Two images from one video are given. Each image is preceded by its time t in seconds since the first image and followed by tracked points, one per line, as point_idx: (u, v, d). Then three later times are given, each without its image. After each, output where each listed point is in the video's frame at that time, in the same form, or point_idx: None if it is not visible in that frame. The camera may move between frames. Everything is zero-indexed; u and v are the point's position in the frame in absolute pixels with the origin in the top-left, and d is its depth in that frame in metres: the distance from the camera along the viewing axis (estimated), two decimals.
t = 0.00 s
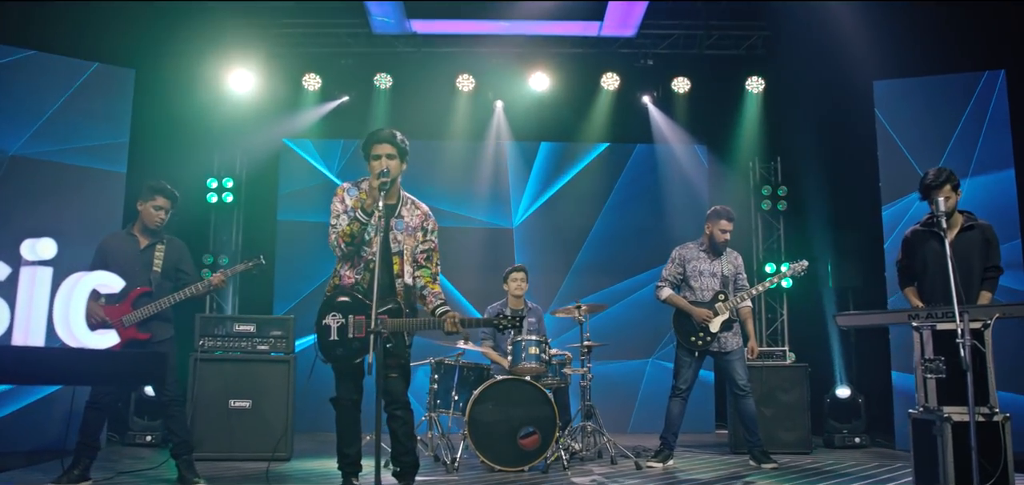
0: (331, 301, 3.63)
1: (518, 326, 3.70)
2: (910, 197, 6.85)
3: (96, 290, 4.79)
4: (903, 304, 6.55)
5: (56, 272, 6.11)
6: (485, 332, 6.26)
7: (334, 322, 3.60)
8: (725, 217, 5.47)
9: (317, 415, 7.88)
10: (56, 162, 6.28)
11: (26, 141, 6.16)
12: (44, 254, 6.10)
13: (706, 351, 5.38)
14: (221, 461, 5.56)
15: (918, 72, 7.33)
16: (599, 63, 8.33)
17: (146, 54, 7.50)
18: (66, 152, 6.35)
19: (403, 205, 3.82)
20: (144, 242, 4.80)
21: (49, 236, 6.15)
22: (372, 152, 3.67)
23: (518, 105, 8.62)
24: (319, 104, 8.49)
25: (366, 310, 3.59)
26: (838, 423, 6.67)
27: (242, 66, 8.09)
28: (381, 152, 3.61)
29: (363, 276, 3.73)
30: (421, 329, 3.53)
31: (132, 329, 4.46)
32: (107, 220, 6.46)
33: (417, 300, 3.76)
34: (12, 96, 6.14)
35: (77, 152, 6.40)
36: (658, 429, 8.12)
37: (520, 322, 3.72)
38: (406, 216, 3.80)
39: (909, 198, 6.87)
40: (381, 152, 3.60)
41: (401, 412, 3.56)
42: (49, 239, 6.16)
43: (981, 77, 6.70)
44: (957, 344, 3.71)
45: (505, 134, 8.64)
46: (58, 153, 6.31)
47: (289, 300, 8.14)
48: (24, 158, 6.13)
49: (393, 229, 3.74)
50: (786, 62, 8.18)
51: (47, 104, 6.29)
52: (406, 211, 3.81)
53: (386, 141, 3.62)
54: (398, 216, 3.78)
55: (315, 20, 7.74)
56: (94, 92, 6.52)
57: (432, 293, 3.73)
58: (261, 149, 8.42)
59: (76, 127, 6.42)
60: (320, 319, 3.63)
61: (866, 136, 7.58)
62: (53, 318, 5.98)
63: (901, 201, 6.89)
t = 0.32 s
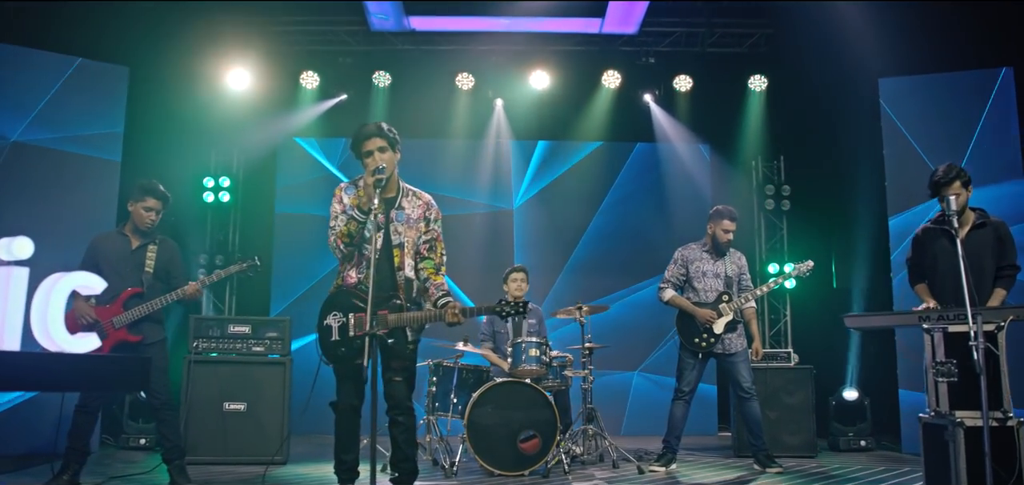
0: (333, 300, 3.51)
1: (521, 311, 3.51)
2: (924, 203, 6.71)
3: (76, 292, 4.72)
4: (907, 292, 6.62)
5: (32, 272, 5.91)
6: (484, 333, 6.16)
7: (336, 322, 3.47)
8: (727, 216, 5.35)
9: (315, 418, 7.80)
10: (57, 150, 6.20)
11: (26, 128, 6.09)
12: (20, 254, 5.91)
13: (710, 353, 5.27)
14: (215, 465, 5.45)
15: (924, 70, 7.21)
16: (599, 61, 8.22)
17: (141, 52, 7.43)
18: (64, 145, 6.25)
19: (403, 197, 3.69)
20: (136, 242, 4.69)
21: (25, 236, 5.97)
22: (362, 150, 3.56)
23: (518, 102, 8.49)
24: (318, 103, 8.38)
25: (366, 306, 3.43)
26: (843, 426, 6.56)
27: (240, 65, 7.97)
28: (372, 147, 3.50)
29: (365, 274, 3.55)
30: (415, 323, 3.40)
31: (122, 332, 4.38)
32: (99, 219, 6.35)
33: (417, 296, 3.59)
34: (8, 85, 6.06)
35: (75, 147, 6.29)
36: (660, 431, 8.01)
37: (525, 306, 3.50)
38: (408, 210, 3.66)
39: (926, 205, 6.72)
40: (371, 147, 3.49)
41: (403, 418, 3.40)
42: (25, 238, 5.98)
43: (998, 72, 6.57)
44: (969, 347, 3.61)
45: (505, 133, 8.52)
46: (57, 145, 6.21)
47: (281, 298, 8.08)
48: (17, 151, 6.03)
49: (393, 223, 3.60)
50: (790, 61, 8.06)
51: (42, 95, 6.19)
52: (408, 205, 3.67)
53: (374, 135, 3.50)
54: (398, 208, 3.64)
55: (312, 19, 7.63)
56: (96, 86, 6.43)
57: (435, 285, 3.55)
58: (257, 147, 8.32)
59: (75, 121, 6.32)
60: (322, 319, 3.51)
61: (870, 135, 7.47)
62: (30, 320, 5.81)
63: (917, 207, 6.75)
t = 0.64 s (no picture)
0: (335, 294, 3.34)
1: (537, 312, 3.41)
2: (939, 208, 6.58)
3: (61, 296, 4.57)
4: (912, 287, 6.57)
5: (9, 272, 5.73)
6: (484, 333, 6.06)
7: (338, 319, 3.29)
8: (734, 215, 5.24)
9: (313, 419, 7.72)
10: (54, 141, 6.09)
11: (24, 113, 5.97)
12: None
13: (714, 354, 5.16)
14: (209, 468, 5.35)
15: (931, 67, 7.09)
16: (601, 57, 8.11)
17: (134, 49, 7.33)
18: (59, 138, 6.12)
19: (407, 189, 3.52)
20: (127, 242, 4.60)
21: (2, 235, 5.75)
22: (358, 144, 3.43)
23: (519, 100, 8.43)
24: (317, 100, 8.27)
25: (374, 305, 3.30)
26: (849, 428, 6.46)
27: (238, 63, 7.85)
28: (368, 142, 3.38)
29: (373, 271, 3.39)
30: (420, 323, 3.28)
31: (113, 331, 4.29)
32: (90, 218, 6.22)
33: (426, 292, 3.45)
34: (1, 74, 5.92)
35: (70, 142, 6.17)
36: (663, 433, 7.94)
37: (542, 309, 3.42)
38: (414, 203, 3.49)
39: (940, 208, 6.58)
40: (368, 141, 3.37)
41: (406, 424, 3.24)
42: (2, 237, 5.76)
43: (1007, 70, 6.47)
44: (983, 349, 3.51)
45: (505, 130, 8.44)
46: (54, 136, 6.11)
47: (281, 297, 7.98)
48: (11, 141, 5.88)
49: (398, 217, 3.44)
50: (794, 58, 7.94)
51: (35, 87, 6.05)
52: (413, 198, 3.50)
53: (370, 129, 3.37)
54: (402, 200, 3.48)
55: (309, 15, 7.52)
56: (95, 83, 6.35)
57: (445, 282, 3.42)
58: (254, 143, 8.24)
59: (71, 117, 6.21)
60: (322, 312, 3.32)
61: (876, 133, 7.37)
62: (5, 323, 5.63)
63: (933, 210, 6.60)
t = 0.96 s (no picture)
0: (337, 292, 3.22)
1: (551, 306, 3.30)
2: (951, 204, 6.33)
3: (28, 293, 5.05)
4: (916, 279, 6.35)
5: None
6: (483, 330, 6.00)
7: (341, 315, 3.18)
8: (739, 211, 5.14)
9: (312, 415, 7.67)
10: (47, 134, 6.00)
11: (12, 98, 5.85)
12: None
13: (717, 352, 5.06)
14: (204, 469, 5.26)
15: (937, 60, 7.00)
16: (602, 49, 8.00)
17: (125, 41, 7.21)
18: (49, 129, 6.02)
19: (405, 181, 3.40)
20: (116, 238, 4.48)
21: None
22: (353, 140, 3.33)
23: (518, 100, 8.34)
24: (315, 93, 8.17)
25: (378, 299, 3.17)
26: (854, 426, 6.37)
27: (232, 58, 7.77)
28: (364, 138, 3.26)
29: (376, 268, 3.26)
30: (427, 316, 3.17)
31: (103, 331, 4.19)
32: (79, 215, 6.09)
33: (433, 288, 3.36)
34: None
35: (62, 134, 6.07)
36: (665, 432, 7.88)
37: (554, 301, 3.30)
38: (415, 196, 3.37)
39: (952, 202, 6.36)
40: (362, 138, 3.25)
41: (405, 428, 3.14)
42: None
43: None
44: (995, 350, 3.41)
45: (505, 124, 8.33)
46: (46, 123, 6.00)
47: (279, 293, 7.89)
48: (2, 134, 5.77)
49: (399, 212, 3.32)
50: (797, 51, 7.84)
51: (28, 80, 5.95)
52: (413, 191, 3.38)
53: (363, 125, 3.26)
54: (400, 193, 3.36)
55: (306, 7, 7.42)
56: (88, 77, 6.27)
57: (453, 276, 3.32)
58: (249, 137, 8.09)
59: (64, 109, 6.11)
60: (322, 311, 3.21)
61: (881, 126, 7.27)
62: None
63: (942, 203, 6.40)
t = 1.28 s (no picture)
0: (332, 292, 3.14)
1: (537, 262, 3.18)
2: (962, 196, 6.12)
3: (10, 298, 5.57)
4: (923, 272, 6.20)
5: None
6: (482, 324, 5.91)
7: (337, 316, 3.10)
8: (743, 203, 5.00)
9: (309, 409, 7.60)
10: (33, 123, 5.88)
11: None
12: None
13: (721, 348, 4.96)
14: (198, 466, 5.18)
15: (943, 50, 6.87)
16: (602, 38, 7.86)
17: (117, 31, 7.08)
18: (36, 118, 5.91)
19: (398, 172, 3.27)
20: (105, 233, 4.37)
21: None
22: (348, 134, 3.22)
23: (520, 92, 8.22)
24: (312, 83, 8.05)
25: (369, 293, 3.07)
26: (858, 422, 6.28)
27: (227, 46, 7.66)
28: (359, 133, 3.17)
29: (366, 261, 3.15)
30: (416, 303, 3.02)
31: (88, 328, 4.08)
32: (65, 211, 5.97)
33: (424, 277, 3.16)
34: None
35: (48, 124, 5.96)
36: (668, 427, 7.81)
37: (537, 257, 3.17)
38: (405, 185, 3.24)
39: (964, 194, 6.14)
40: (358, 132, 3.16)
41: (402, 430, 3.05)
42: None
43: None
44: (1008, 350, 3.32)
45: (505, 115, 8.21)
46: (35, 112, 5.91)
47: (275, 285, 7.75)
48: None
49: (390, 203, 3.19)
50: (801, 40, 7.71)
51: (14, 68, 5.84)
52: (405, 182, 3.24)
53: (359, 120, 3.16)
54: (392, 184, 3.23)
55: None
56: (78, 69, 6.18)
57: (443, 258, 3.14)
58: (246, 128, 8.00)
59: (53, 99, 6.02)
60: (320, 314, 3.14)
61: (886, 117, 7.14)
62: None
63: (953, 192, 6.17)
